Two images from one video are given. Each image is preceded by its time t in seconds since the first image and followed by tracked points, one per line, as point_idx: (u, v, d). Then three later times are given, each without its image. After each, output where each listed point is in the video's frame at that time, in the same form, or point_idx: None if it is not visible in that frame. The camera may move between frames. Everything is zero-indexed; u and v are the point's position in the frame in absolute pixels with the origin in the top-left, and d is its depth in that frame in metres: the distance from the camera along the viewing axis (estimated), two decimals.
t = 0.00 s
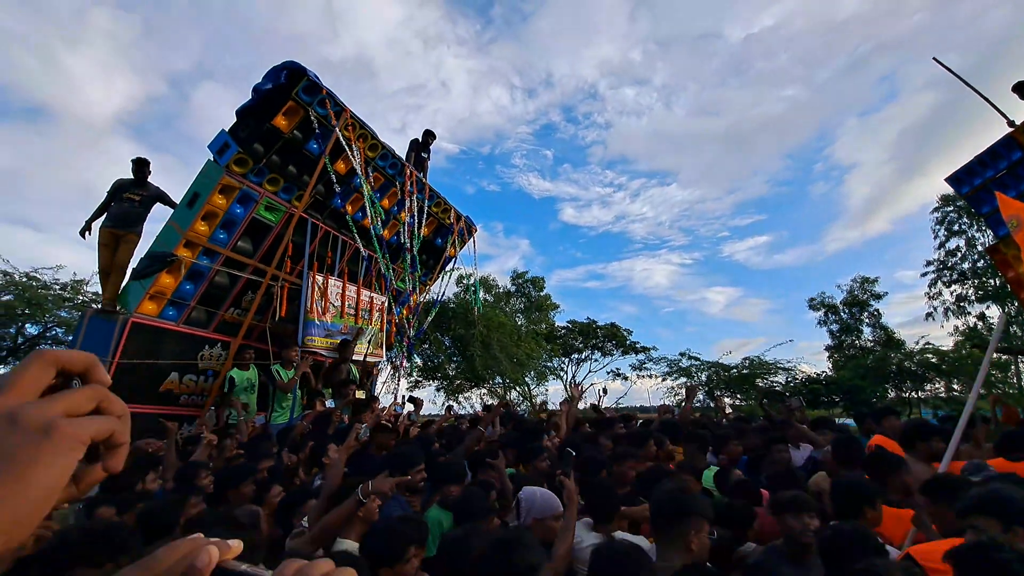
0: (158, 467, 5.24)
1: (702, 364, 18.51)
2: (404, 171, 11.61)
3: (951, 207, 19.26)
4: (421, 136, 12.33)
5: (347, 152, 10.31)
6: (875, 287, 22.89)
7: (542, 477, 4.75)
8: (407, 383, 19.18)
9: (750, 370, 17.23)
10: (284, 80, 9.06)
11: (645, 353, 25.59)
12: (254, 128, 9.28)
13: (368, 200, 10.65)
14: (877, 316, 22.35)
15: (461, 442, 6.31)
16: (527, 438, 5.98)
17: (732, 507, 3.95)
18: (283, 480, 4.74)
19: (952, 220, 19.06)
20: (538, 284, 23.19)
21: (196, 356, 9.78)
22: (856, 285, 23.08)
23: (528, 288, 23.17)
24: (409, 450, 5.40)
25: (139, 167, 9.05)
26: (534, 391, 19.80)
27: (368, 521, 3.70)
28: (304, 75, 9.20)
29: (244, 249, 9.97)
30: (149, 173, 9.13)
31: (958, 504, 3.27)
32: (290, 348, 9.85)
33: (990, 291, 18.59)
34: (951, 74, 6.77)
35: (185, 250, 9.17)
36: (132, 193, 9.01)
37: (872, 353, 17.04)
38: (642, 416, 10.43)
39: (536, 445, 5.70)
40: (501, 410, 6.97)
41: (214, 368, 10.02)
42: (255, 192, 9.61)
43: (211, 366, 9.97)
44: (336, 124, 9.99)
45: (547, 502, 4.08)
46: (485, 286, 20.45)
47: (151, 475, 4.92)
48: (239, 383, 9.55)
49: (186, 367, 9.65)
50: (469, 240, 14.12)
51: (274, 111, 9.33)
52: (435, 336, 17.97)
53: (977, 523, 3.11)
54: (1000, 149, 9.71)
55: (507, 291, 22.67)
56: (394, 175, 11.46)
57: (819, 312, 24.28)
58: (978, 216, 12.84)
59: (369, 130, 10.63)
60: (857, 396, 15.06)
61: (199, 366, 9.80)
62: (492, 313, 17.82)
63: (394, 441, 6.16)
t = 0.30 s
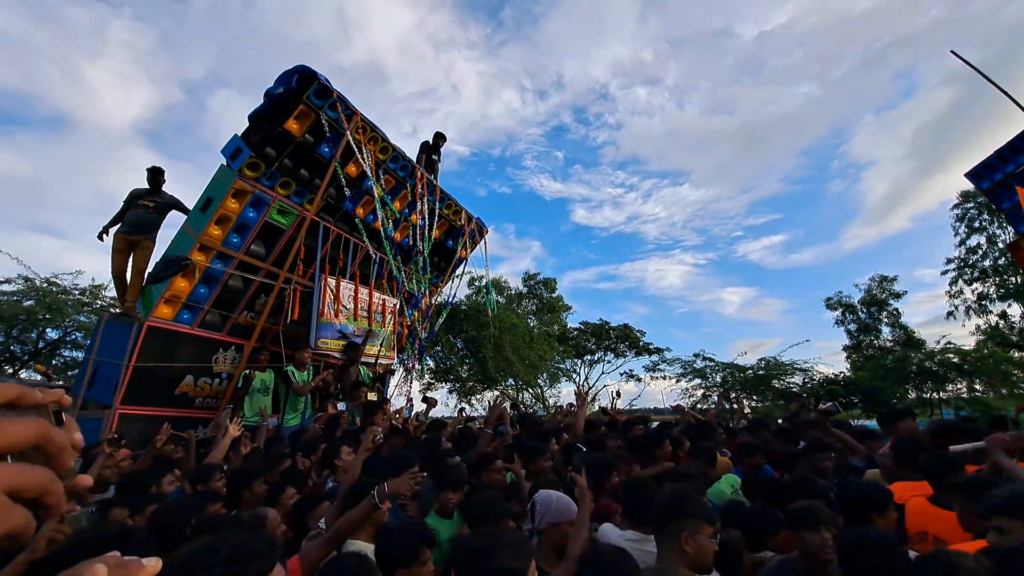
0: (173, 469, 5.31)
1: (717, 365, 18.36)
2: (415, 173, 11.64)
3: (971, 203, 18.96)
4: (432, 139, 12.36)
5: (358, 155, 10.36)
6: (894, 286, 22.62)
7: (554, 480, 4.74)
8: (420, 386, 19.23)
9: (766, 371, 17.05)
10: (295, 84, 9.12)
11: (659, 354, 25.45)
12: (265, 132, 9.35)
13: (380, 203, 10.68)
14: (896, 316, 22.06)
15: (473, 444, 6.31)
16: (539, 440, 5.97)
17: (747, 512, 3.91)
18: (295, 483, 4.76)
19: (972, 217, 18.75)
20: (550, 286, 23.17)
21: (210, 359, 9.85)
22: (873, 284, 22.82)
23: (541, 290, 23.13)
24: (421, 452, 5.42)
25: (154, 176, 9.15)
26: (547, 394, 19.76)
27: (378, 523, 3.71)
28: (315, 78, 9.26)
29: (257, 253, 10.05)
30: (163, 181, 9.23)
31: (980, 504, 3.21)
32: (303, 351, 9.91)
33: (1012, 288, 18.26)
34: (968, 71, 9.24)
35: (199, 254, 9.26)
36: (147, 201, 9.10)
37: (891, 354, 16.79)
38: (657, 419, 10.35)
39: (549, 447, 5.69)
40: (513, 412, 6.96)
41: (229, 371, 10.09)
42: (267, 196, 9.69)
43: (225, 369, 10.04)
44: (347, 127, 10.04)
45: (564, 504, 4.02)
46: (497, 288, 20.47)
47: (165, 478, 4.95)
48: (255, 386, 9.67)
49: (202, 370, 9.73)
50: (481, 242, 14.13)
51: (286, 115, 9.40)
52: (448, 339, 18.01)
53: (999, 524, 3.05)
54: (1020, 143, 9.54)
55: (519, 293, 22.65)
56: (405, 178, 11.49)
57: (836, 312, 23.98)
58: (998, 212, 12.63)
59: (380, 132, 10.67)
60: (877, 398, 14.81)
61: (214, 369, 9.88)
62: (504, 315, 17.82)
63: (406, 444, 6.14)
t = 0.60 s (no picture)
0: (180, 471, 5.31)
1: (724, 367, 18.27)
2: (420, 175, 11.64)
3: (982, 203, 18.81)
4: (438, 141, 12.36)
5: (364, 157, 10.36)
6: (903, 287, 22.48)
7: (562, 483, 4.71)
8: (426, 387, 19.23)
9: (774, 373, 16.94)
10: (302, 87, 9.15)
11: (665, 356, 25.37)
12: (272, 135, 9.38)
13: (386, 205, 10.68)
14: (905, 317, 21.92)
15: (479, 446, 6.29)
16: (546, 443, 5.95)
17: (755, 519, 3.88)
18: (302, 486, 4.74)
19: (983, 216, 18.61)
20: (556, 287, 23.15)
21: (218, 362, 9.88)
22: (882, 286, 22.70)
23: (547, 291, 23.10)
24: (428, 455, 5.41)
25: (161, 182, 9.19)
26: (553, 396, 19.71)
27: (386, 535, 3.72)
28: (322, 81, 9.28)
29: (264, 255, 10.07)
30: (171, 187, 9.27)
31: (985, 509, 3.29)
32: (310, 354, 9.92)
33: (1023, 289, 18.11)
34: (977, 62, 9.47)
35: (206, 257, 9.28)
36: (154, 207, 9.18)
37: (901, 355, 16.66)
38: (664, 421, 10.29)
39: (556, 449, 5.67)
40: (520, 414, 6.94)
41: (237, 373, 10.10)
42: (274, 199, 9.71)
43: (233, 371, 10.07)
44: (354, 129, 10.04)
45: (575, 510, 4.02)
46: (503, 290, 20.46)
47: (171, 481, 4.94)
48: (267, 387, 9.85)
49: (209, 372, 9.75)
50: (487, 244, 14.12)
51: (292, 117, 9.42)
52: (453, 340, 18.01)
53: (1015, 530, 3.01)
54: None
55: (525, 294, 22.63)
56: (411, 180, 11.49)
57: (844, 313, 23.83)
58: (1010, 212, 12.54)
59: (386, 135, 10.68)
60: (886, 401, 14.51)
61: (222, 371, 9.90)
62: (510, 316, 17.81)
63: (412, 447, 6.11)
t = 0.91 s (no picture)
0: (185, 477, 5.33)
1: (729, 370, 18.22)
2: (425, 180, 11.65)
3: (987, 206, 18.75)
4: (442, 145, 12.39)
5: (369, 162, 10.38)
6: (908, 290, 22.38)
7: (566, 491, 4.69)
8: (429, 391, 19.24)
9: (778, 376, 16.89)
10: (307, 93, 9.17)
11: (669, 358, 25.31)
12: (278, 140, 9.41)
13: (390, 209, 10.70)
14: (910, 320, 21.86)
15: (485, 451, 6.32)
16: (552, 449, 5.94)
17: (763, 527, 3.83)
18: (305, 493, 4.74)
19: (987, 218, 18.55)
20: (559, 290, 23.13)
21: (223, 367, 9.91)
22: (887, 288, 22.63)
23: (550, 294, 23.09)
24: (435, 461, 5.42)
25: (168, 187, 9.22)
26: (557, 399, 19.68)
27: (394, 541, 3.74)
28: (326, 87, 9.31)
29: (269, 260, 10.09)
30: (177, 193, 9.29)
31: (989, 519, 3.30)
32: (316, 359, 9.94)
33: None
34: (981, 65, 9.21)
35: (212, 262, 9.31)
36: (159, 212, 9.21)
37: (907, 358, 16.60)
38: (669, 425, 10.27)
39: (564, 454, 5.66)
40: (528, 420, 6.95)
41: (241, 378, 10.15)
42: (279, 204, 9.73)
43: (238, 376, 10.10)
44: (358, 135, 10.05)
45: (583, 520, 4.06)
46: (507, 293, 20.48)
47: (176, 488, 4.95)
48: (278, 392, 10.14)
49: (214, 377, 9.77)
50: (491, 248, 14.12)
51: (297, 123, 9.45)
52: (457, 344, 18.02)
53: None
54: None
55: (528, 297, 22.63)
56: (415, 184, 11.51)
57: (849, 316, 23.76)
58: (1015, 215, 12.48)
59: (390, 139, 10.70)
60: (892, 403, 14.56)
61: (227, 376, 9.92)
62: (514, 320, 17.82)
63: (416, 454, 6.12)
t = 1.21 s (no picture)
0: (181, 480, 5.32)
1: (730, 372, 18.18)
2: (424, 181, 11.65)
3: (988, 207, 18.70)
4: (441, 146, 12.38)
5: (367, 163, 10.38)
6: (910, 291, 22.33)
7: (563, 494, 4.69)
8: (430, 393, 19.23)
9: (779, 378, 16.86)
10: (305, 94, 9.18)
11: (670, 360, 25.26)
12: (276, 141, 9.41)
13: (389, 211, 10.70)
14: (912, 321, 21.79)
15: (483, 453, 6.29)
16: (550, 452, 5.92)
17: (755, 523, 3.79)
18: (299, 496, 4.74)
19: (989, 219, 18.51)
20: (560, 291, 23.11)
21: (221, 368, 9.91)
22: (888, 289, 22.57)
23: (550, 295, 23.06)
24: (431, 464, 5.41)
25: (168, 185, 9.22)
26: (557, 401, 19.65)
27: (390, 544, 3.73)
28: (325, 88, 9.31)
29: (268, 261, 10.09)
30: (176, 191, 9.29)
31: (990, 525, 3.28)
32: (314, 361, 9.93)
33: None
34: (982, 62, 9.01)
35: (210, 263, 9.32)
36: (159, 210, 9.18)
37: (909, 360, 16.55)
38: (669, 428, 10.25)
39: (561, 457, 5.65)
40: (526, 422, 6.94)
41: (240, 380, 10.15)
42: (278, 205, 9.73)
43: (236, 377, 10.10)
44: (357, 136, 10.06)
45: (585, 522, 4.02)
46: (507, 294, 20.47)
47: (169, 492, 4.96)
48: (279, 395, 10.08)
49: (212, 379, 9.78)
50: (490, 249, 14.11)
51: (296, 124, 9.45)
52: (457, 345, 18.02)
53: None
54: None
55: (528, 299, 22.60)
56: (414, 185, 11.50)
57: (850, 317, 23.71)
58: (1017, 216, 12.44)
59: (389, 141, 10.70)
60: (893, 404, 14.53)
61: (225, 378, 9.92)
62: (514, 321, 17.81)
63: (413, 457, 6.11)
